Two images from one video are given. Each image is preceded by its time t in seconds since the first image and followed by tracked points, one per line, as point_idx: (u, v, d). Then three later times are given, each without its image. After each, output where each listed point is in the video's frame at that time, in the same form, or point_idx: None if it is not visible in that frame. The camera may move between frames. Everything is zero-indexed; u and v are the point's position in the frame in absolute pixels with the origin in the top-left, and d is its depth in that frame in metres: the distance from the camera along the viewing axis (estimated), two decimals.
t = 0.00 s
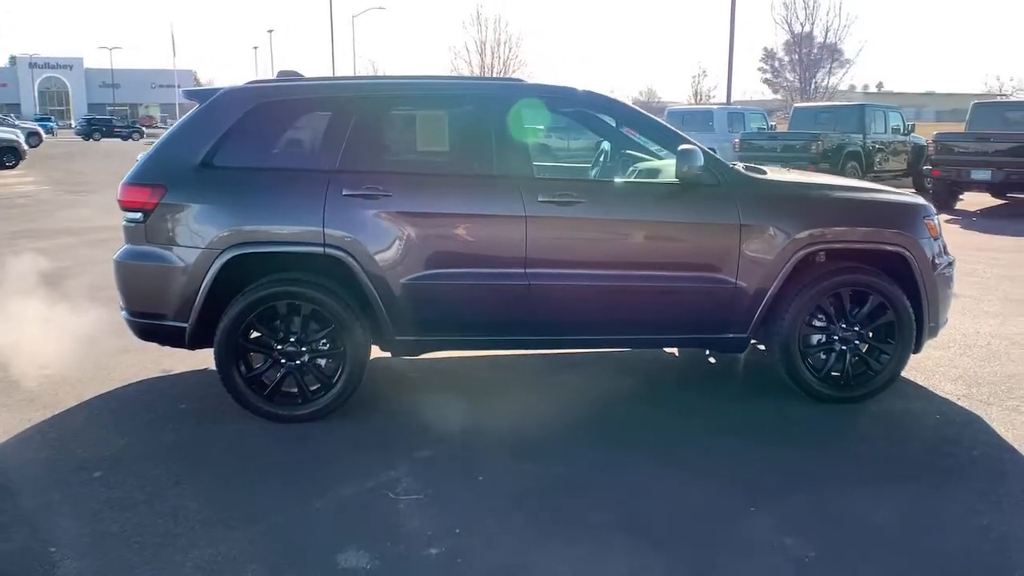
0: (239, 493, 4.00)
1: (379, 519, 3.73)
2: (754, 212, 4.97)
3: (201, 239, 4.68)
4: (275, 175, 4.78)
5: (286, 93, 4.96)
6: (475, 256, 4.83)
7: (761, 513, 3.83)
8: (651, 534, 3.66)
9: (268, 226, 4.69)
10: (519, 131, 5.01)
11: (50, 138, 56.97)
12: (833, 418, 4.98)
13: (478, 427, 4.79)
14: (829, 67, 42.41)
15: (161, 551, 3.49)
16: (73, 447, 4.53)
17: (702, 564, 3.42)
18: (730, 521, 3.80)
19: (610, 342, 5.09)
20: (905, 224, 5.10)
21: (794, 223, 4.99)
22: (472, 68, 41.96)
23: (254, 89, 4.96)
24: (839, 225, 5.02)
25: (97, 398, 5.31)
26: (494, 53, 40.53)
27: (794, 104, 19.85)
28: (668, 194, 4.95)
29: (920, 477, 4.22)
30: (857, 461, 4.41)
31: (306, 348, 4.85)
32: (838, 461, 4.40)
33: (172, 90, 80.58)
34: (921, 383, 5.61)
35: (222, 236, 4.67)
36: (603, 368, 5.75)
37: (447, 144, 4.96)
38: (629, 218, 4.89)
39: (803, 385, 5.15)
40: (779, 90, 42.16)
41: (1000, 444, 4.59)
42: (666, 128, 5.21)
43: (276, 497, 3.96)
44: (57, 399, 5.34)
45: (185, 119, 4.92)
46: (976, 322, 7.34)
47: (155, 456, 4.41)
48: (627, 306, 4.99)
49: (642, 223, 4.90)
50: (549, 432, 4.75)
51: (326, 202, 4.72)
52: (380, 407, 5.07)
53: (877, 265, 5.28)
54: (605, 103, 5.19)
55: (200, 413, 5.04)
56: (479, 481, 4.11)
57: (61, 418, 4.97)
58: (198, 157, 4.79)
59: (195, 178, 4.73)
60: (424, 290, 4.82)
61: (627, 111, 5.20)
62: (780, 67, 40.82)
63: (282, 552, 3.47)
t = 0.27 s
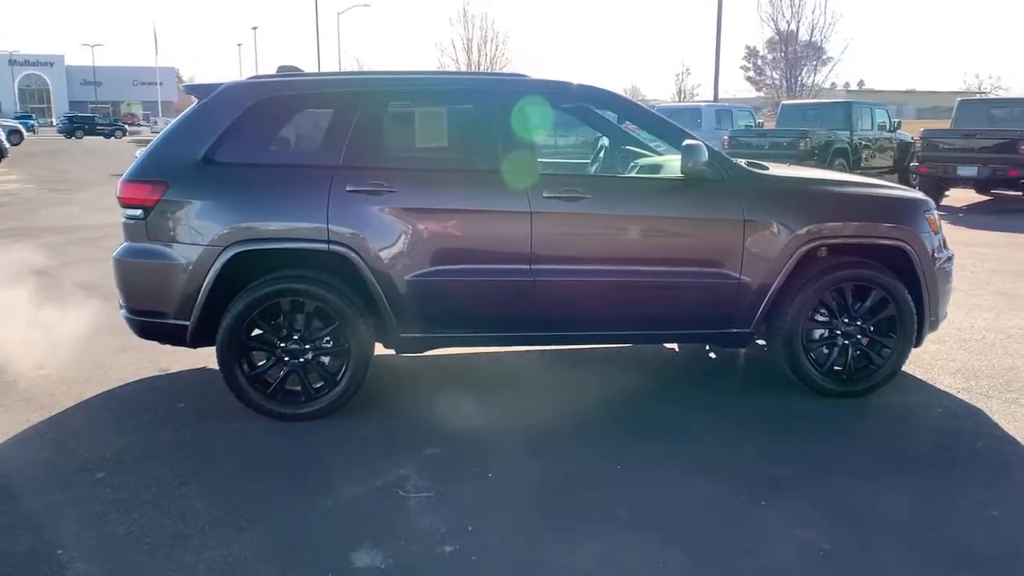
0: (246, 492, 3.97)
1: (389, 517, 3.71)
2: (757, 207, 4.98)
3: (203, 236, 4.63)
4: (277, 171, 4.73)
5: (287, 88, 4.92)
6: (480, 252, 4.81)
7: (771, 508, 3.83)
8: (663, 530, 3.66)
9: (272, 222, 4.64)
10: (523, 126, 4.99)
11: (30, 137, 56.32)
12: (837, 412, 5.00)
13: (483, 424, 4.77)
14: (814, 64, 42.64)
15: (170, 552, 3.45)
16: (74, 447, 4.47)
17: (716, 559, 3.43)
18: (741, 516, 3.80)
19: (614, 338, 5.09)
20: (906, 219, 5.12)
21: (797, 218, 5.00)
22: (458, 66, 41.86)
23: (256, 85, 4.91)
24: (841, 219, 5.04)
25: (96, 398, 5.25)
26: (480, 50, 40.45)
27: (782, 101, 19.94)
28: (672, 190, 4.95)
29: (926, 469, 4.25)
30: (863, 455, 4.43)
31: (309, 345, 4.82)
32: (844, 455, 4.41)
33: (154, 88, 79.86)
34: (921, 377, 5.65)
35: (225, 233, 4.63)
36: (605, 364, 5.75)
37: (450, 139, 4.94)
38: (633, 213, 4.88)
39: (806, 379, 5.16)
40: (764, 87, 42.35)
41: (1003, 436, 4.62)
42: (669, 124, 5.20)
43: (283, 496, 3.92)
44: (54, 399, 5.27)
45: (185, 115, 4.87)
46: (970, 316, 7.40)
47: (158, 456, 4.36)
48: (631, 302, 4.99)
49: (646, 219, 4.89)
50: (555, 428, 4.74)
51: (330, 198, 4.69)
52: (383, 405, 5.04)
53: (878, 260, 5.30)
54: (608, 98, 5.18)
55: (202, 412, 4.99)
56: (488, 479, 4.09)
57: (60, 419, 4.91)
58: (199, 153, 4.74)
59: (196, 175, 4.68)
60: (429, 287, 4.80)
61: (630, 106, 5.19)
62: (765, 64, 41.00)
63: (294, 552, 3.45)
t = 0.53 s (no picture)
0: (253, 498, 3.91)
1: (401, 522, 3.67)
2: (761, 206, 4.97)
3: (204, 237, 4.56)
4: (278, 171, 4.67)
5: (287, 87, 4.85)
6: (484, 252, 4.77)
7: (783, 508, 3.83)
8: (677, 531, 3.64)
9: (273, 223, 4.58)
10: (525, 124, 4.95)
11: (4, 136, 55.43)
12: (840, 410, 5.01)
13: (488, 426, 4.74)
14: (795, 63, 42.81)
15: (180, 560, 3.39)
16: (73, 453, 4.39)
17: (732, 560, 3.42)
18: (754, 515, 3.79)
19: (618, 338, 5.07)
20: (908, 216, 5.14)
21: (800, 216, 5.00)
22: (440, 64, 41.72)
23: (255, 83, 4.84)
24: (844, 217, 5.05)
25: (92, 402, 5.17)
26: (462, 48, 40.33)
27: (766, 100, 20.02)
28: (676, 188, 4.93)
29: (933, 466, 4.26)
30: (870, 452, 4.44)
31: (312, 348, 4.76)
32: (851, 452, 4.42)
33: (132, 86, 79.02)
34: (921, 374, 5.68)
35: (226, 234, 4.56)
36: (606, 364, 5.73)
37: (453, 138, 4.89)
38: (638, 212, 4.86)
39: (809, 378, 5.17)
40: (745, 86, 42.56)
41: (1006, 432, 4.65)
42: (672, 122, 5.18)
43: (291, 501, 3.86)
44: (49, 404, 5.18)
45: (183, 114, 4.79)
46: (963, 312, 7.46)
47: (160, 461, 4.29)
48: (635, 301, 4.97)
49: (650, 218, 4.87)
50: (561, 429, 4.72)
51: (332, 198, 4.63)
52: (386, 407, 4.99)
53: (879, 258, 5.32)
54: (611, 97, 5.15)
55: (202, 415, 4.92)
56: (498, 481, 4.06)
57: (56, 424, 4.82)
58: (198, 153, 4.67)
59: (195, 175, 4.61)
60: (432, 287, 4.76)
61: (633, 105, 5.16)
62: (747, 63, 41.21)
63: (307, 558, 3.40)
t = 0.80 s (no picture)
0: (255, 506, 3.84)
1: (408, 529, 3.62)
2: (759, 207, 4.97)
3: (199, 241, 4.48)
4: (275, 173, 4.59)
5: (283, 87, 4.77)
6: (484, 254, 4.73)
7: (790, 509, 3.83)
8: (687, 534, 3.62)
9: (270, 225, 4.51)
10: (524, 125, 4.91)
11: None
12: (839, 410, 5.03)
13: (489, 430, 4.70)
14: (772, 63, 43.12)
15: (185, 571, 3.32)
16: (67, 462, 4.30)
17: (744, 562, 3.41)
18: (761, 516, 3.79)
19: (617, 340, 5.05)
20: (904, 216, 5.16)
21: (798, 217, 5.01)
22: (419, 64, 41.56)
23: (249, 84, 4.76)
24: (841, 218, 5.06)
25: (83, 410, 5.07)
26: (441, 48, 40.20)
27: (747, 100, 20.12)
28: (676, 189, 4.92)
29: (935, 464, 4.28)
30: (872, 452, 4.45)
31: (309, 352, 4.69)
32: (853, 452, 4.43)
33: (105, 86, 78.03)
34: (915, 373, 5.71)
35: (222, 237, 4.49)
36: (604, 366, 5.71)
37: (451, 139, 4.84)
38: (638, 214, 4.84)
39: (808, 378, 5.18)
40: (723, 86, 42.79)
41: (1004, 430, 4.68)
42: (670, 123, 5.17)
43: (295, 509, 3.80)
44: (39, 412, 5.07)
45: (176, 116, 4.71)
46: (952, 310, 7.52)
47: (158, 469, 4.21)
48: (635, 303, 4.95)
49: (650, 220, 4.86)
50: (563, 432, 4.69)
51: (330, 201, 4.57)
52: (385, 412, 4.94)
53: (876, 258, 5.34)
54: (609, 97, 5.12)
55: (197, 421, 4.84)
56: (503, 486, 4.03)
57: (47, 432, 4.72)
58: (192, 155, 4.59)
59: (190, 177, 4.53)
60: (432, 290, 4.71)
61: (631, 105, 5.14)
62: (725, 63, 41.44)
63: (314, 567, 3.34)
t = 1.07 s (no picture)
0: (257, 510, 3.80)
1: (414, 531, 3.60)
2: (755, 205, 5.00)
3: (194, 241, 4.42)
4: (270, 172, 4.54)
5: (277, 85, 4.71)
6: (482, 254, 4.70)
7: (793, 507, 3.85)
8: (692, 532, 3.63)
9: (266, 225, 4.46)
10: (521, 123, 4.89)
11: None
12: (833, 406, 5.07)
13: (488, 430, 4.68)
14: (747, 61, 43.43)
15: None
16: (60, 467, 4.22)
17: (751, 560, 3.42)
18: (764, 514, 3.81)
19: (614, 338, 5.05)
20: (896, 214, 5.21)
21: (793, 215, 5.04)
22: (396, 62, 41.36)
23: (243, 82, 4.70)
24: (835, 216, 5.10)
25: (73, 413, 4.98)
26: (419, 46, 40.04)
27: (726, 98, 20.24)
28: (672, 188, 4.93)
29: (931, 459, 4.33)
30: (868, 448, 4.49)
31: (306, 354, 4.64)
32: (851, 448, 4.47)
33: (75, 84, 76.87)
34: (906, 369, 5.77)
35: (217, 238, 4.43)
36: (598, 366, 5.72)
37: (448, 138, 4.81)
38: (635, 213, 4.84)
39: (802, 375, 5.21)
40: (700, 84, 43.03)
41: (996, 424, 4.75)
42: (666, 121, 5.17)
43: (297, 513, 3.77)
44: (27, 416, 4.97)
45: (168, 114, 4.64)
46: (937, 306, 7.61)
47: (154, 474, 4.15)
48: (632, 302, 4.96)
49: (647, 218, 4.86)
50: (562, 431, 4.68)
51: (327, 200, 4.52)
52: (382, 413, 4.90)
53: (868, 255, 5.38)
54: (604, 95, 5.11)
55: (191, 424, 4.78)
56: (507, 487, 4.01)
57: (38, 437, 4.63)
58: (185, 154, 4.52)
59: (184, 177, 4.46)
60: (430, 290, 4.68)
61: (627, 103, 5.14)
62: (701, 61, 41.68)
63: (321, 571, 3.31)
